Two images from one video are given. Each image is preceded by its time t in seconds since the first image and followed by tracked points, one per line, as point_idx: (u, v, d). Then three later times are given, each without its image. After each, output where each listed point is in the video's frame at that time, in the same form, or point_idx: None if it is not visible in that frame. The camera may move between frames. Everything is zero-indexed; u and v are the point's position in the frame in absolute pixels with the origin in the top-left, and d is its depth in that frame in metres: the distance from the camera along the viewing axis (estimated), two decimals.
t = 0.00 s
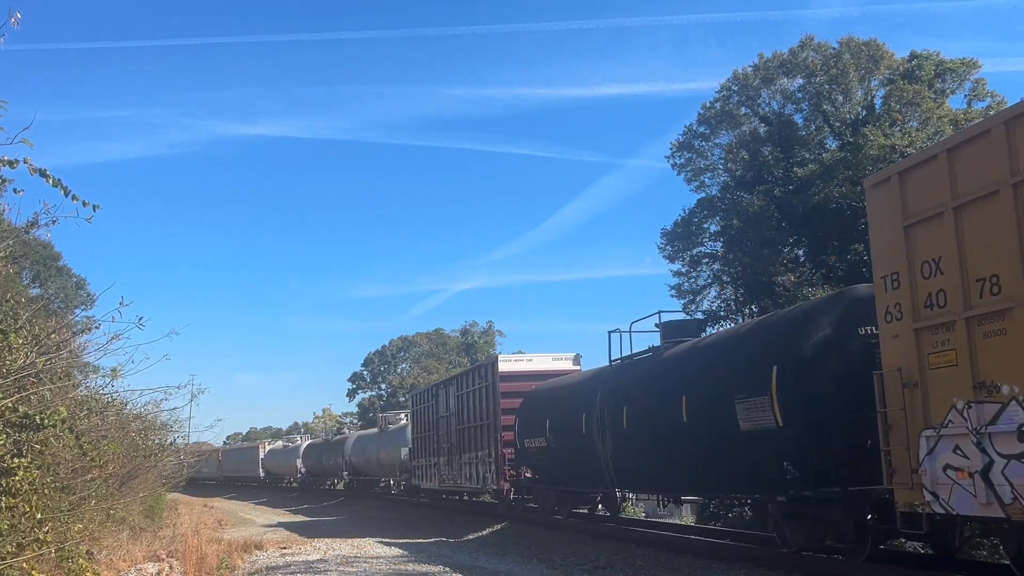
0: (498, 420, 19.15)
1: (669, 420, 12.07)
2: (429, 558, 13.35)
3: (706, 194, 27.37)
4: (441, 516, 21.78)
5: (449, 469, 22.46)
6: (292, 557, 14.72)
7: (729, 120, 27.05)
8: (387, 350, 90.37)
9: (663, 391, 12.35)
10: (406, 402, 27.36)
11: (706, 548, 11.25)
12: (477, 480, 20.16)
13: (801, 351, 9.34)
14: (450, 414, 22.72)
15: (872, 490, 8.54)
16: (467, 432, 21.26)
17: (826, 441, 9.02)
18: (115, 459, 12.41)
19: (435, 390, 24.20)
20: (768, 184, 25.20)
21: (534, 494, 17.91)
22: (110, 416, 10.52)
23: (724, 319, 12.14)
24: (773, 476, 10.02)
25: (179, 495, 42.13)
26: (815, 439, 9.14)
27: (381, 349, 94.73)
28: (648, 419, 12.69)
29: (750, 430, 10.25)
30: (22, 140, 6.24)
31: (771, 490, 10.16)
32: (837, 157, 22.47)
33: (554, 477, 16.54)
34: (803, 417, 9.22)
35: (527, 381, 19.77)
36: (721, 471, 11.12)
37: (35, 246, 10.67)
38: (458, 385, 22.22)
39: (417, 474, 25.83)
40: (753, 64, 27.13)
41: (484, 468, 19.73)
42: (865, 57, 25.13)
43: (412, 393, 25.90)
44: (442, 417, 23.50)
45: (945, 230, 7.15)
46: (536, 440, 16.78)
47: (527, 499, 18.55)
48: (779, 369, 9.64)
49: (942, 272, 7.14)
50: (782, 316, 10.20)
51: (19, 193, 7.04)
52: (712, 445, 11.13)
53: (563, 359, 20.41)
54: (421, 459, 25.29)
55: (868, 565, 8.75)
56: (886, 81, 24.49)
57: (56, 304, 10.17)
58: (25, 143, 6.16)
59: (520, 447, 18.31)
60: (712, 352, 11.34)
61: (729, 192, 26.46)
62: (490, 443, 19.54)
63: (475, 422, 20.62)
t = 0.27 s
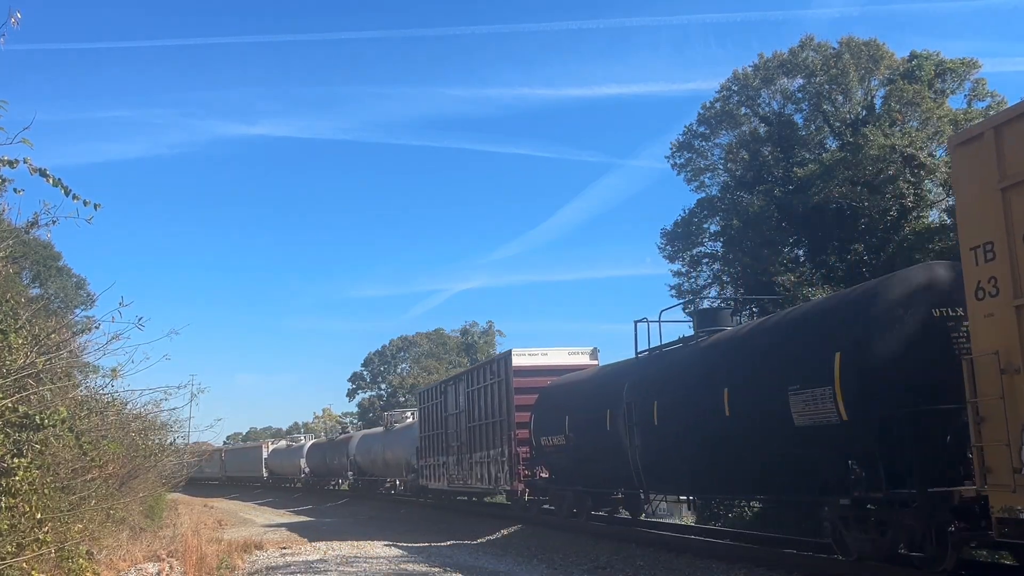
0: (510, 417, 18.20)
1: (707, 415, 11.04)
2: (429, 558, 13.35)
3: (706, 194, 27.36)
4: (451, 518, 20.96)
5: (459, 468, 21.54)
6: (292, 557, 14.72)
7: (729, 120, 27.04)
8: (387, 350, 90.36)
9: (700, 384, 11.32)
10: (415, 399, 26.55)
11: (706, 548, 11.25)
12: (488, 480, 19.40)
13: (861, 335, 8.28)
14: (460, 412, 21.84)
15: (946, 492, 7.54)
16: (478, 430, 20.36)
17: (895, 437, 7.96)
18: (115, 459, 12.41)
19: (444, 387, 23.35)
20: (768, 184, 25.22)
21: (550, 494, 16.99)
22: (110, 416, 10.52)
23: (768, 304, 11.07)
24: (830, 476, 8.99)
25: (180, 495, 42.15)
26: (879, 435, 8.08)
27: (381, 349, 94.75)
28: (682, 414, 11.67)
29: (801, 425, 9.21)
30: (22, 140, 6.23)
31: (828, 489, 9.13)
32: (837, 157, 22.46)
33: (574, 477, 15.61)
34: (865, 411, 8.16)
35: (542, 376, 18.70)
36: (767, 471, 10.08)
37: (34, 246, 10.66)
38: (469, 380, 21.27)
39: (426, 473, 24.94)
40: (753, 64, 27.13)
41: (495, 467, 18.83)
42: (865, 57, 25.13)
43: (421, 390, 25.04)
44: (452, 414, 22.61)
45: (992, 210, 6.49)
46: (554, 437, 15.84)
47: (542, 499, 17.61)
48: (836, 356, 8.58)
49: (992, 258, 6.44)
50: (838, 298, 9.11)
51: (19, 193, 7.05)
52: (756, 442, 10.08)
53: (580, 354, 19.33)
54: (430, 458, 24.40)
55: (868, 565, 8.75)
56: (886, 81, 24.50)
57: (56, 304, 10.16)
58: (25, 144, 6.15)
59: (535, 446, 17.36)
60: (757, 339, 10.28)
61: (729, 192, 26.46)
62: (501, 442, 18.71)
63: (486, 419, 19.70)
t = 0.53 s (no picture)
0: (521, 414, 17.14)
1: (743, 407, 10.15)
2: (429, 558, 13.35)
3: (706, 194, 27.36)
4: (461, 521, 19.98)
5: (468, 469, 20.47)
6: (292, 556, 14.71)
7: (729, 120, 27.03)
8: (387, 350, 90.33)
9: (736, 372, 10.44)
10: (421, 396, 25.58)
11: (706, 548, 11.26)
12: (498, 481, 18.44)
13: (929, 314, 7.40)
14: (468, 409, 20.82)
15: None
16: (487, 428, 19.30)
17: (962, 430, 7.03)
18: (115, 459, 12.41)
19: (451, 383, 22.31)
20: (768, 184, 25.25)
21: (566, 496, 16.00)
22: (110, 416, 10.51)
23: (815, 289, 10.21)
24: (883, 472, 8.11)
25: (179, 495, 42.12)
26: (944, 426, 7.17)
27: (381, 348, 94.77)
28: (722, 409, 10.62)
29: (866, 421, 8.13)
30: (23, 140, 6.23)
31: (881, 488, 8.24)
32: (837, 157, 22.44)
33: (590, 477, 14.67)
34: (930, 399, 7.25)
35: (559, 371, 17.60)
36: (810, 468, 9.16)
37: (34, 245, 10.65)
38: (477, 375, 20.21)
39: (432, 474, 23.88)
40: (753, 64, 27.12)
41: (506, 468, 17.76)
42: (865, 57, 25.12)
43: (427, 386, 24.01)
44: (460, 412, 21.55)
45: None
46: (571, 434, 14.93)
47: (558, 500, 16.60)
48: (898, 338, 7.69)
49: None
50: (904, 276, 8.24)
51: (19, 192, 7.03)
52: (799, 437, 9.17)
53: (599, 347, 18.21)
54: (437, 457, 23.36)
55: (867, 565, 8.76)
56: (886, 81, 24.51)
57: (56, 304, 10.16)
58: (26, 143, 6.15)
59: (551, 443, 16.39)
60: (805, 323, 9.39)
61: (728, 191, 26.47)
62: (512, 441, 17.70)
63: (497, 417, 18.64)
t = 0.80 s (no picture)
0: (540, 409, 16.30)
1: (770, 394, 9.61)
2: (429, 558, 13.34)
3: (706, 194, 27.36)
4: (461, 520, 20.02)
5: (483, 467, 19.62)
6: (292, 556, 14.71)
7: (729, 120, 27.03)
8: (387, 350, 90.33)
9: (766, 358, 9.89)
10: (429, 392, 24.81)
11: (706, 548, 11.24)
12: (510, 481, 17.74)
13: (983, 290, 6.92)
14: (480, 406, 20.12)
15: None
16: (503, 425, 18.47)
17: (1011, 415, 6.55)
18: (115, 459, 12.41)
19: (464, 378, 21.52)
20: (769, 184, 25.28)
21: (588, 499, 15.08)
22: (110, 416, 10.51)
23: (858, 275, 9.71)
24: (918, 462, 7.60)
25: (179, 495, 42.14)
26: (988, 409, 6.71)
27: (381, 348, 94.80)
28: (768, 404, 9.65)
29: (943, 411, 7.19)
30: (23, 140, 6.22)
31: (916, 481, 7.74)
32: (837, 157, 22.43)
33: (612, 478, 13.81)
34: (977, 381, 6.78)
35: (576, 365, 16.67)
36: (838, 459, 8.64)
37: (35, 245, 10.66)
38: (492, 369, 19.41)
39: (443, 473, 23.02)
40: (753, 64, 27.12)
41: (523, 467, 16.94)
42: (865, 57, 25.11)
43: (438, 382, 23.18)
44: (473, 408, 20.73)
45: None
46: (592, 430, 14.07)
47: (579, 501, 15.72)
48: (946, 316, 7.21)
49: None
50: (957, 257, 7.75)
51: (19, 192, 7.03)
52: (828, 424, 8.63)
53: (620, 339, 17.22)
54: (449, 456, 22.52)
55: (868, 565, 8.74)
56: (886, 81, 24.52)
57: (56, 304, 10.15)
58: (26, 144, 6.14)
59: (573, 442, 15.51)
60: (846, 306, 8.86)
61: (729, 191, 26.49)
62: (526, 439, 16.95)
63: (513, 413, 17.82)
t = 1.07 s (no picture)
0: (559, 406, 15.40)
1: (774, 392, 9.55)
2: (428, 558, 13.35)
3: (706, 194, 27.37)
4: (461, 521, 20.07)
5: (497, 466, 18.74)
6: (292, 557, 14.72)
7: (729, 120, 27.03)
8: (387, 350, 90.30)
9: (771, 356, 9.82)
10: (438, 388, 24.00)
11: (705, 548, 11.24)
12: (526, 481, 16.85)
13: (990, 290, 6.87)
14: (493, 403, 19.37)
15: None
16: (517, 422, 17.62)
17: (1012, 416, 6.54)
18: (115, 459, 12.41)
19: (475, 374, 20.70)
20: (768, 184, 25.30)
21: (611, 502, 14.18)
22: (110, 416, 10.51)
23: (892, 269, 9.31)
24: (917, 462, 7.59)
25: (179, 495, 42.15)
26: (989, 409, 6.71)
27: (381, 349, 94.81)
28: (778, 401, 9.47)
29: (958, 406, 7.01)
30: (22, 140, 6.21)
31: (916, 482, 7.73)
32: (837, 156, 22.42)
33: (638, 481, 12.95)
34: (983, 381, 6.74)
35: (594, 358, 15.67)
36: (840, 459, 8.61)
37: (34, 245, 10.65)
38: (506, 364, 18.52)
39: (455, 473, 22.17)
40: (753, 64, 27.12)
41: (539, 467, 16.07)
42: (865, 57, 25.10)
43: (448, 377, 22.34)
44: (486, 405, 19.88)
45: None
46: (615, 427, 13.32)
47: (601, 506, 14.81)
48: (953, 314, 7.16)
49: None
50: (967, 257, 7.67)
51: (19, 193, 7.04)
52: (833, 424, 8.59)
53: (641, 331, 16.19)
54: (461, 455, 21.66)
55: (867, 565, 8.75)
56: (886, 81, 24.52)
57: (56, 304, 10.15)
58: (25, 144, 6.14)
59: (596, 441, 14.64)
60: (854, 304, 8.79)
61: (729, 191, 26.49)
62: (543, 437, 16.09)
63: (528, 410, 16.97)
